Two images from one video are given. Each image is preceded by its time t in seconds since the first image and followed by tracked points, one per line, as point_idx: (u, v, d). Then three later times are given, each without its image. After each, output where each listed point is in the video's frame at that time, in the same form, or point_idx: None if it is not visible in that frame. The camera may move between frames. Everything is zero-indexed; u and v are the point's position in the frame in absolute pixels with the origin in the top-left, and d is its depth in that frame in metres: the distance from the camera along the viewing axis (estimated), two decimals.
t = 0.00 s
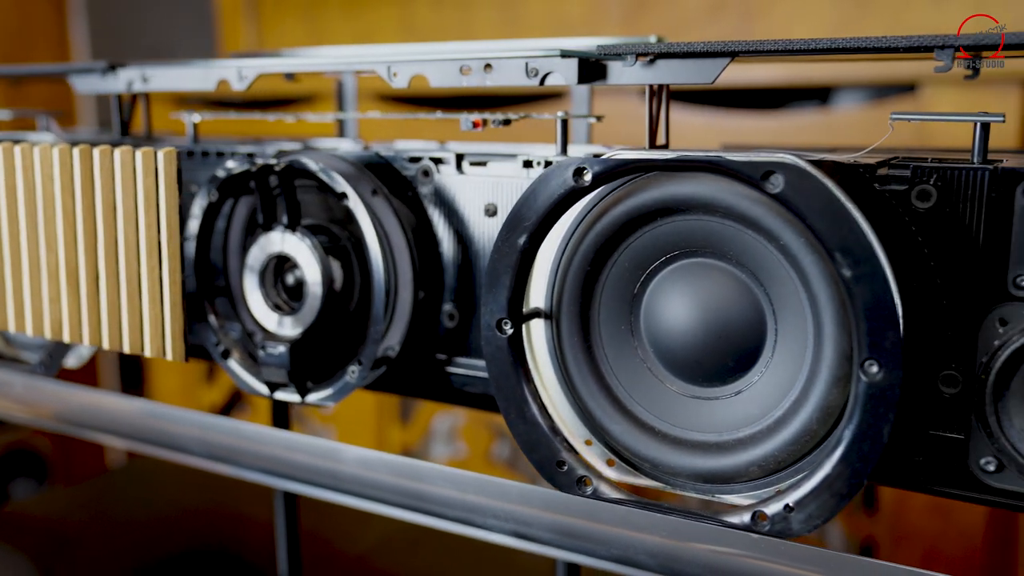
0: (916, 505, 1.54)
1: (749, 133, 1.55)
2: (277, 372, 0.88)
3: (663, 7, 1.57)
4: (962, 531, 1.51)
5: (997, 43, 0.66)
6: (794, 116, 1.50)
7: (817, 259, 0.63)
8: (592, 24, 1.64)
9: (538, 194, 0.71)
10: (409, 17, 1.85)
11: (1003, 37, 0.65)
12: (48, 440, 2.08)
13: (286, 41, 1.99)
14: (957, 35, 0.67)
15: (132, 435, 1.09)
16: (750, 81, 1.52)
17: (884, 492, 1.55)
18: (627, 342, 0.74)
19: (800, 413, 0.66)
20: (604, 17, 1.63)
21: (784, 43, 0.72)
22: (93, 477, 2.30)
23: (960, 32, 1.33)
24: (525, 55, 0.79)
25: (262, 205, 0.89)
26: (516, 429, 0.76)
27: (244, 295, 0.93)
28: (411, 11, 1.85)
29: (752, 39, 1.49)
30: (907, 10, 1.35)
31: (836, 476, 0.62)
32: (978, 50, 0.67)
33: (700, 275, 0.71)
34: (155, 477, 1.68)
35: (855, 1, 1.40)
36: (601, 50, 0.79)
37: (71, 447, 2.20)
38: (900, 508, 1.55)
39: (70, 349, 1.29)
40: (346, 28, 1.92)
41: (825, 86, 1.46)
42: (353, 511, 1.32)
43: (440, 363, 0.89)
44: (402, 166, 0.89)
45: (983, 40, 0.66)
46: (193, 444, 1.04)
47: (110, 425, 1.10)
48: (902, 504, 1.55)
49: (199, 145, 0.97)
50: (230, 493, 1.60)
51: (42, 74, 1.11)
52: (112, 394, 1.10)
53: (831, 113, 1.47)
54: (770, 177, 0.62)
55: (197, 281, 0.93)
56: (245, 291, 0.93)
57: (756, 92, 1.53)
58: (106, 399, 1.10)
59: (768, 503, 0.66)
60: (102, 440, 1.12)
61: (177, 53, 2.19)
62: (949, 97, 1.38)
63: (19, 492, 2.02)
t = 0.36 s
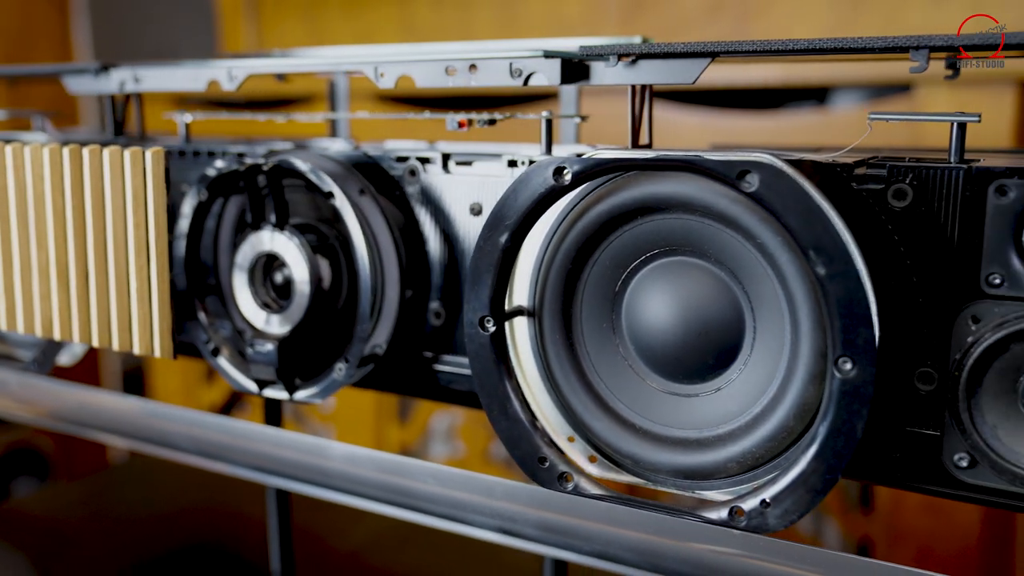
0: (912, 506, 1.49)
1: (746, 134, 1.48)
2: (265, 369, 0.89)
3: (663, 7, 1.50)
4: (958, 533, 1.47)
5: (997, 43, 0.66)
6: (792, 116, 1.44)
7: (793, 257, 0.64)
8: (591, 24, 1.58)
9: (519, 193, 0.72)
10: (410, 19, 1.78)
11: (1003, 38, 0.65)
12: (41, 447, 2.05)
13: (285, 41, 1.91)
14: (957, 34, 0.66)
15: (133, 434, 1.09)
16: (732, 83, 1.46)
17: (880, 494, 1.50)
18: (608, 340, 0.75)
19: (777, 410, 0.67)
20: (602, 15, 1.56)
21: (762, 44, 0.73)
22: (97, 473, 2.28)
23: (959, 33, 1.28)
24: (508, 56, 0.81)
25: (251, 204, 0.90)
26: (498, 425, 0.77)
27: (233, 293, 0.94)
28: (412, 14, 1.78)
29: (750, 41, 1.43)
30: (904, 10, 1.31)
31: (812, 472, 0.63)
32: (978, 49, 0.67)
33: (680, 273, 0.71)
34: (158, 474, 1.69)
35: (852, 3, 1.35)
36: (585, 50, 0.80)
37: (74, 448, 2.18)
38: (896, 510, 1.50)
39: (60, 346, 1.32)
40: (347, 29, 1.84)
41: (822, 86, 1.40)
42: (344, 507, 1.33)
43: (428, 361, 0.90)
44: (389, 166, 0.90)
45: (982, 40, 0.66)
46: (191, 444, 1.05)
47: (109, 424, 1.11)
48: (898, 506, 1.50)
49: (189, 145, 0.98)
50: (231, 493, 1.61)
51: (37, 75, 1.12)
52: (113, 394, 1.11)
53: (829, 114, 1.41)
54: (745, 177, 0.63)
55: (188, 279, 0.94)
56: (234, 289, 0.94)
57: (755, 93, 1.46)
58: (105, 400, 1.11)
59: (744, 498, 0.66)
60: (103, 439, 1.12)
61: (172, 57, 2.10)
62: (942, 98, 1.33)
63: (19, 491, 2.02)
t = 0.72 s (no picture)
0: (905, 501, 1.43)
1: (739, 134, 1.46)
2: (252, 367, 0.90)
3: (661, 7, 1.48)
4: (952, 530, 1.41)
5: (997, 43, 0.66)
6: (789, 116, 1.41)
7: (767, 255, 0.65)
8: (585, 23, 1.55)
9: (498, 192, 0.73)
10: (406, 21, 1.75)
11: (1003, 38, 0.66)
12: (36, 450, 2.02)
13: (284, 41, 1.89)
14: (958, 35, 0.66)
15: (134, 434, 1.11)
16: (727, 82, 1.44)
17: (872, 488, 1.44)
18: (588, 337, 0.76)
19: (752, 407, 0.68)
20: (598, 14, 1.54)
21: (737, 44, 0.74)
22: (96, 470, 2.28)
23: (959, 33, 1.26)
24: (491, 57, 0.81)
25: (238, 203, 0.91)
26: (479, 421, 0.78)
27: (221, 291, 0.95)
28: (409, 14, 1.76)
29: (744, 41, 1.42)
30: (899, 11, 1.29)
31: (785, 466, 0.64)
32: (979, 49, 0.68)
33: (658, 271, 0.72)
34: (157, 471, 1.71)
35: None
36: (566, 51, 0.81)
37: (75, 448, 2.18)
38: (888, 505, 1.44)
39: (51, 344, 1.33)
40: (345, 30, 1.81)
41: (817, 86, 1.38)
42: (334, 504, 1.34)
43: (413, 358, 0.91)
44: (375, 165, 0.91)
45: (983, 40, 0.66)
46: (187, 441, 1.06)
47: (110, 424, 1.12)
48: (890, 501, 1.44)
49: (178, 144, 0.99)
50: (230, 491, 1.61)
51: (28, 75, 1.12)
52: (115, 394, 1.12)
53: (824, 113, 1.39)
54: (719, 175, 0.64)
55: (178, 277, 0.95)
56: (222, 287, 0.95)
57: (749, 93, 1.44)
58: (100, 398, 1.12)
59: (718, 493, 0.67)
60: (103, 438, 1.14)
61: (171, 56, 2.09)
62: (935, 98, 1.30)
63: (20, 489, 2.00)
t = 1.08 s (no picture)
0: (896, 500, 1.44)
1: (730, 134, 1.47)
2: (236, 364, 0.91)
3: (654, 9, 1.48)
4: (942, 528, 1.42)
5: (998, 43, 0.67)
6: (786, 117, 1.41)
7: (738, 252, 0.66)
8: (579, 22, 1.56)
9: (475, 190, 0.74)
10: (401, 20, 1.75)
11: (1004, 37, 0.67)
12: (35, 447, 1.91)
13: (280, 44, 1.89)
14: (958, 35, 0.67)
15: (133, 433, 1.14)
16: (718, 82, 1.45)
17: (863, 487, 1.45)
18: (565, 333, 0.77)
19: (725, 402, 0.69)
20: (591, 16, 1.54)
21: (709, 44, 0.75)
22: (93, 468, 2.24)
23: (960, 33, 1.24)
24: (470, 57, 0.83)
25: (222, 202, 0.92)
26: (457, 417, 0.79)
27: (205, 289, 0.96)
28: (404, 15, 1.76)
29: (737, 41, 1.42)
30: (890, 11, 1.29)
31: (754, 461, 0.65)
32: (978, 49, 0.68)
33: (633, 268, 0.73)
34: (153, 468, 1.72)
35: None
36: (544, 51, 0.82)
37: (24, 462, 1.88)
38: (880, 504, 1.45)
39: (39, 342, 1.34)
40: (339, 30, 1.81)
41: (811, 86, 1.37)
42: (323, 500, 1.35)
43: (396, 355, 0.92)
44: (357, 164, 0.92)
45: (982, 40, 0.67)
46: (178, 438, 1.10)
47: (110, 424, 1.15)
48: (881, 500, 1.45)
49: (163, 144, 0.99)
50: (226, 489, 1.61)
51: (16, 75, 1.13)
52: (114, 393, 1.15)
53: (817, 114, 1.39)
54: (689, 174, 0.65)
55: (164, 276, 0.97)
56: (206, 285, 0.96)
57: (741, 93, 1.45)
58: (101, 399, 1.15)
59: (690, 488, 0.68)
60: (103, 437, 1.18)
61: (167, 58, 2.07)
62: (924, 98, 1.30)
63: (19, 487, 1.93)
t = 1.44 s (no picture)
0: (886, 499, 1.45)
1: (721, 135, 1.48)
2: (222, 361, 0.92)
3: (651, 8, 1.49)
4: (933, 525, 1.43)
5: (997, 43, 0.67)
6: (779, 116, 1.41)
7: (710, 250, 0.67)
8: (575, 21, 1.57)
9: (454, 189, 0.75)
10: (398, 20, 1.76)
11: (1004, 36, 0.67)
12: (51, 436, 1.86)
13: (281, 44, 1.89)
14: (958, 35, 0.67)
15: (131, 433, 1.15)
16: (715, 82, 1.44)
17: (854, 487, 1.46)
18: (544, 330, 0.78)
19: (699, 397, 0.70)
20: (586, 16, 1.55)
21: (685, 45, 0.76)
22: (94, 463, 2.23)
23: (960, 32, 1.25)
24: (452, 57, 0.83)
25: (209, 201, 0.93)
26: (438, 413, 0.80)
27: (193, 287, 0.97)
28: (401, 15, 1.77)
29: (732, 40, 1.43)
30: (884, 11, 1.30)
31: (726, 455, 0.66)
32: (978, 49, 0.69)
33: (610, 266, 0.74)
34: (151, 464, 1.73)
35: None
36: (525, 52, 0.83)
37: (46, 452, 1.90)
38: (871, 504, 1.45)
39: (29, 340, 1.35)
40: (335, 30, 1.82)
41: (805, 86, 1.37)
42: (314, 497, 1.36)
43: (380, 353, 0.93)
44: (342, 164, 0.93)
45: (983, 40, 0.67)
46: (170, 435, 1.11)
47: (105, 423, 1.17)
48: (871, 499, 1.45)
49: (152, 144, 1.00)
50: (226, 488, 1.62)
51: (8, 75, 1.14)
52: (117, 394, 1.16)
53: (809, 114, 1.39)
54: (662, 173, 0.66)
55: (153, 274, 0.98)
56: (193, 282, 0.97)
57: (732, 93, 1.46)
58: (100, 399, 1.17)
59: (664, 482, 0.69)
60: (102, 436, 1.19)
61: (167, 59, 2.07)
62: (915, 98, 1.32)
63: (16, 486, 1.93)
